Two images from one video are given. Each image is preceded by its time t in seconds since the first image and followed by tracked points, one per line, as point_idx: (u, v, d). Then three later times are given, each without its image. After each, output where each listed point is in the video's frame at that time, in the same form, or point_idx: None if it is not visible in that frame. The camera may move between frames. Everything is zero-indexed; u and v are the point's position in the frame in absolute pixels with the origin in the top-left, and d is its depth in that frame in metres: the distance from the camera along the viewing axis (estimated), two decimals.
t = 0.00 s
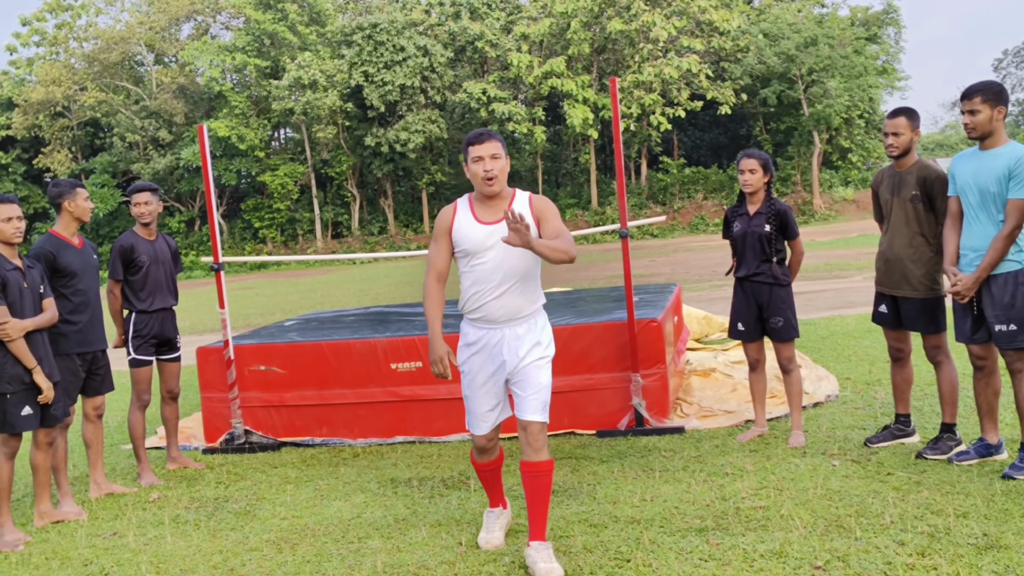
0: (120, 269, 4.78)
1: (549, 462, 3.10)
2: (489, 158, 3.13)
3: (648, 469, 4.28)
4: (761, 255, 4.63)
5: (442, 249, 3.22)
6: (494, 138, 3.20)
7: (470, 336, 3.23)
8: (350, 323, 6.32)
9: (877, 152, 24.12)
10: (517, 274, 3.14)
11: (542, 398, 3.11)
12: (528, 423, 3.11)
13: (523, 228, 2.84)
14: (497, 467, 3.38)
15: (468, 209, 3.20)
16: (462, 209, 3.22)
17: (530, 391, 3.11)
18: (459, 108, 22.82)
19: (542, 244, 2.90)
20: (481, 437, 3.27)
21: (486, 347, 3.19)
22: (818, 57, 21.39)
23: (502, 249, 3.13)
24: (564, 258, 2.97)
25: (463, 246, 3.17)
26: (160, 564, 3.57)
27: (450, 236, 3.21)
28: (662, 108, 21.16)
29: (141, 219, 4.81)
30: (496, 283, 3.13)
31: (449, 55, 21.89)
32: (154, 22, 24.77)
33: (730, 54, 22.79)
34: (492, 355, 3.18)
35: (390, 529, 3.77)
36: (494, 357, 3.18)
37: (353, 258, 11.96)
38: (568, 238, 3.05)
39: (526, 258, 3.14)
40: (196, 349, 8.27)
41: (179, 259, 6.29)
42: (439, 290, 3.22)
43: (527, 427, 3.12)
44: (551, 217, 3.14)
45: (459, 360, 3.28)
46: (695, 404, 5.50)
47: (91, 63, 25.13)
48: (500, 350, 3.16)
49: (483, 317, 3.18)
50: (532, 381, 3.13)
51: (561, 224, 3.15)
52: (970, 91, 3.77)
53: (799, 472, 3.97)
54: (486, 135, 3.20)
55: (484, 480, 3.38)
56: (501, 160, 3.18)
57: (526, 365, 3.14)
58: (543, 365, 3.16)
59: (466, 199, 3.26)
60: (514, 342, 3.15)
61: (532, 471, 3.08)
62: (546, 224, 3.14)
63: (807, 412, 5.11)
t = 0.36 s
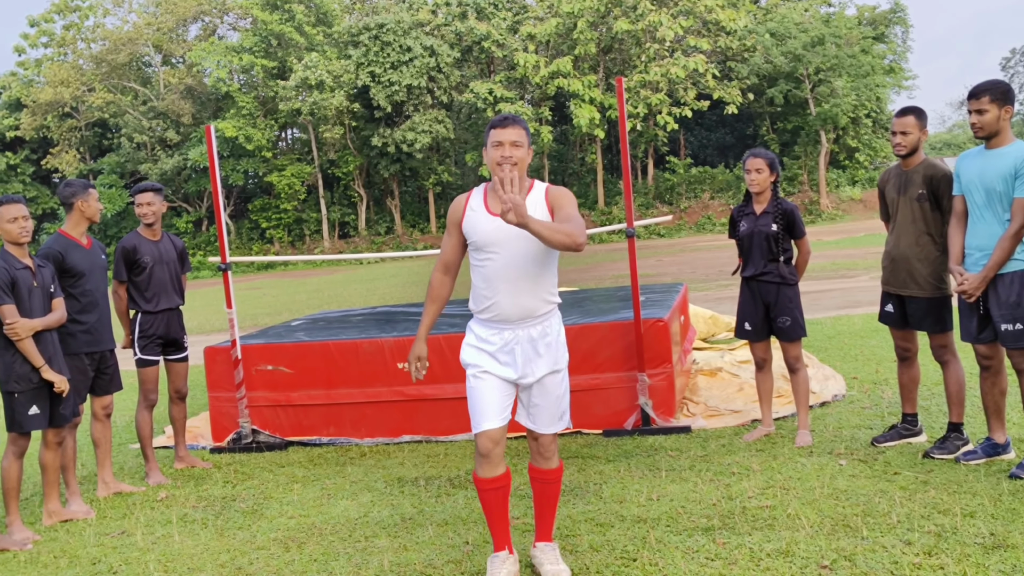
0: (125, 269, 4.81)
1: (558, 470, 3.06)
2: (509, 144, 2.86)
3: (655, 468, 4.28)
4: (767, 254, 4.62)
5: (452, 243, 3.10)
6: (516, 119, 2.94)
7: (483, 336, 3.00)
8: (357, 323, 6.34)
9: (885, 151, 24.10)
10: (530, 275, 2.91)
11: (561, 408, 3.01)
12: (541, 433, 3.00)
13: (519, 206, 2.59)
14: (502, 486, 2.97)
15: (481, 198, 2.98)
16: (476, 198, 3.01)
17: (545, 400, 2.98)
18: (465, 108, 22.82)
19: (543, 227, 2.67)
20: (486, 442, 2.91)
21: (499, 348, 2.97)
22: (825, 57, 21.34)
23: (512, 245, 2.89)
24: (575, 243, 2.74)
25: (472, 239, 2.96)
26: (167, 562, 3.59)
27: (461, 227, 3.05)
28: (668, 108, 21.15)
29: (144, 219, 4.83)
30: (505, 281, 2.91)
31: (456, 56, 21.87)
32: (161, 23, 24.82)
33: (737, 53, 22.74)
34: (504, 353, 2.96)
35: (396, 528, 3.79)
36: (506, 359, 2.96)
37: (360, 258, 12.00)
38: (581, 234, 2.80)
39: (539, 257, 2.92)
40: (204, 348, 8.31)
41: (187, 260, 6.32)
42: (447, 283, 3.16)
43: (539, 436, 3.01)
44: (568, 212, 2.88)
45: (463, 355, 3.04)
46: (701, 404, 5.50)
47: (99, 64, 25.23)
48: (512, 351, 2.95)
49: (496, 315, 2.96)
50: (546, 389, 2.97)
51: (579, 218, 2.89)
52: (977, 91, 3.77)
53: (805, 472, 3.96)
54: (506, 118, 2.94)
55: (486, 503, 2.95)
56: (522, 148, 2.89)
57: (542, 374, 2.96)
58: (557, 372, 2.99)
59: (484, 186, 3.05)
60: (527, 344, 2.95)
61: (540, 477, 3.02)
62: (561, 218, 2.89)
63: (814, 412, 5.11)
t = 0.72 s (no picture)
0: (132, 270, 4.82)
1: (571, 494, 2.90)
2: (492, 142, 2.76)
3: (660, 469, 4.28)
4: (772, 255, 4.62)
5: (439, 256, 2.92)
6: (501, 119, 2.82)
7: (475, 351, 2.84)
8: (362, 323, 6.35)
9: (891, 151, 24.08)
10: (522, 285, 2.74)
11: (568, 430, 2.81)
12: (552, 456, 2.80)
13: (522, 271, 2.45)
14: (512, 518, 2.76)
15: (467, 205, 2.83)
16: (461, 206, 2.85)
17: (549, 421, 2.78)
18: (471, 108, 22.82)
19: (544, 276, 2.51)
20: (491, 468, 2.77)
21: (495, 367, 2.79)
22: (830, 57, 21.30)
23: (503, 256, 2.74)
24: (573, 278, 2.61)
25: (459, 250, 2.80)
26: (173, 562, 3.61)
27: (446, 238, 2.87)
28: (674, 108, 21.11)
29: (150, 220, 4.84)
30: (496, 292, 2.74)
31: (461, 56, 21.81)
32: (167, 23, 24.82)
33: (742, 53, 22.66)
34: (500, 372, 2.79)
35: (402, 528, 3.79)
36: (502, 378, 2.79)
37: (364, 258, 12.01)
38: (579, 257, 2.69)
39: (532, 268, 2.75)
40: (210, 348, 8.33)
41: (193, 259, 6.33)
42: (438, 301, 2.97)
43: (553, 468, 2.81)
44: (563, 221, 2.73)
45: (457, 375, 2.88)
46: (707, 404, 5.50)
47: (104, 64, 25.25)
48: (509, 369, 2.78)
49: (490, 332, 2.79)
50: (550, 410, 2.78)
51: (575, 230, 2.76)
52: (984, 91, 3.75)
53: (811, 473, 3.96)
54: (492, 118, 2.80)
55: (494, 537, 2.73)
56: (506, 147, 2.79)
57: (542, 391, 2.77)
58: (561, 391, 2.80)
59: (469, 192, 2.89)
60: (523, 361, 2.77)
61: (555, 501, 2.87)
62: (554, 230, 2.74)
63: (820, 413, 5.10)
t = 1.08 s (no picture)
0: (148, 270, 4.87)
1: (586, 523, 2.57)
2: (494, 139, 2.57)
3: (669, 471, 4.28)
4: (781, 256, 4.61)
5: (439, 263, 2.71)
6: (500, 113, 2.62)
7: (479, 366, 2.68)
8: (370, 325, 6.37)
9: (900, 153, 24.06)
10: (537, 292, 2.58)
11: (577, 441, 2.59)
12: (558, 469, 2.57)
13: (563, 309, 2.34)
14: (522, 532, 2.74)
15: (470, 209, 2.63)
16: (462, 209, 2.64)
17: (558, 434, 2.58)
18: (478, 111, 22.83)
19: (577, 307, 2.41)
20: (502, 487, 2.69)
21: (501, 382, 2.62)
22: (838, 59, 21.27)
23: (513, 263, 2.56)
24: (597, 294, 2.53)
25: (464, 258, 2.60)
26: (183, 563, 3.63)
27: (446, 246, 2.67)
28: (682, 110, 21.09)
29: (172, 221, 4.90)
30: (510, 302, 2.57)
31: (469, 58, 21.81)
32: (176, 26, 24.92)
33: (750, 55, 22.60)
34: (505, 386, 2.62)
35: (411, 530, 3.80)
36: (508, 392, 2.62)
37: (372, 261, 12.05)
38: (598, 267, 2.58)
39: (547, 275, 2.59)
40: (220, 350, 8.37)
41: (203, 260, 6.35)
42: (436, 309, 2.76)
43: (560, 481, 2.58)
44: (577, 225, 2.59)
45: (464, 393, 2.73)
46: (716, 406, 5.49)
47: (114, 66, 25.40)
48: (514, 383, 2.61)
49: (497, 343, 2.62)
50: (559, 422, 2.58)
51: (589, 233, 2.62)
52: (993, 92, 3.75)
53: (820, 475, 3.96)
54: (492, 113, 2.60)
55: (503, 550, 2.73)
56: (508, 143, 2.59)
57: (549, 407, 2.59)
58: (570, 402, 2.60)
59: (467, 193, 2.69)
60: (531, 374, 2.60)
61: (567, 534, 2.55)
62: (570, 235, 2.59)
63: (829, 415, 5.08)
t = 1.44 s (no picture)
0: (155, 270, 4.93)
1: (606, 558, 2.42)
2: (545, 135, 2.37)
3: (676, 475, 4.27)
4: (787, 261, 4.61)
5: (468, 263, 2.49)
6: (553, 106, 2.42)
7: (504, 378, 2.47)
8: (377, 329, 6.39)
9: (908, 157, 24.01)
10: (574, 305, 2.39)
11: (606, 468, 2.42)
12: (584, 500, 2.40)
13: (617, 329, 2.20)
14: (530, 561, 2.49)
15: (510, 207, 2.42)
16: (501, 206, 2.43)
17: (588, 459, 2.41)
18: (486, 115, 22.83)
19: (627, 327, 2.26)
20: (511, 514, 2.39)
21: (527, 397, 2.43)
22: (847, 63, 21.32)
23: (553, 272, 2.37)
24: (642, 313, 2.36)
25: (498, 259, 2.39)
26: (190, 566, 3.64)
27: (478, 244, 2.45)
28: (689, 114, 21.07)
29: (186, 225, 4.95)
30: (546, 313, 2.38)
31: (476, 62, 21.83)
32: (184, 30, 25.02)
33: (758, 60, 22.42)
34: (533, 400, 2.43)
35: (417, 534, 3.81)
36: (536, 407, 2.43)
37: (379, 265, 12.08)
38: (644, 285, 2.40)
39: (586, 288, 2.40)
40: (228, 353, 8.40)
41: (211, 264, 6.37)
42: (460, 315, 2.54)
43: (583, 509, 2.40)
44: (625, 237, 2.42)
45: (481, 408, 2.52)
46: (723, 411, 5.49)
47: (122, 70, 25.55)
48: (542, 399, 2.43)
49: (526, 355, 2.43)
50: (589, 445, 2.41)
51: (635, 246, 2.46)
52: (1002, 97, 3.75)
53: (828, 480, 3.95)
54: (546, 106, 2.40)
55: None
56: (560, 139, 2.40)
57: (581, 428, 2.42)
58: (602, 424, 2.43)
59: (504, 189, 2.48)
60: (561, 389, 2.42)
61: (588, 568, 2.40)
62: (616, 246, 2.42)
63: (837, 420, 5.07)
